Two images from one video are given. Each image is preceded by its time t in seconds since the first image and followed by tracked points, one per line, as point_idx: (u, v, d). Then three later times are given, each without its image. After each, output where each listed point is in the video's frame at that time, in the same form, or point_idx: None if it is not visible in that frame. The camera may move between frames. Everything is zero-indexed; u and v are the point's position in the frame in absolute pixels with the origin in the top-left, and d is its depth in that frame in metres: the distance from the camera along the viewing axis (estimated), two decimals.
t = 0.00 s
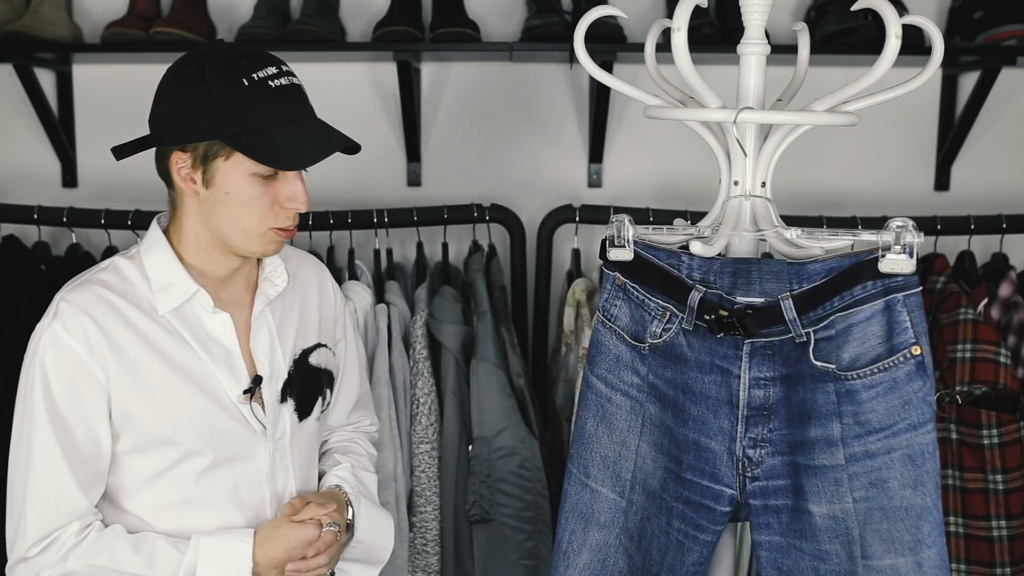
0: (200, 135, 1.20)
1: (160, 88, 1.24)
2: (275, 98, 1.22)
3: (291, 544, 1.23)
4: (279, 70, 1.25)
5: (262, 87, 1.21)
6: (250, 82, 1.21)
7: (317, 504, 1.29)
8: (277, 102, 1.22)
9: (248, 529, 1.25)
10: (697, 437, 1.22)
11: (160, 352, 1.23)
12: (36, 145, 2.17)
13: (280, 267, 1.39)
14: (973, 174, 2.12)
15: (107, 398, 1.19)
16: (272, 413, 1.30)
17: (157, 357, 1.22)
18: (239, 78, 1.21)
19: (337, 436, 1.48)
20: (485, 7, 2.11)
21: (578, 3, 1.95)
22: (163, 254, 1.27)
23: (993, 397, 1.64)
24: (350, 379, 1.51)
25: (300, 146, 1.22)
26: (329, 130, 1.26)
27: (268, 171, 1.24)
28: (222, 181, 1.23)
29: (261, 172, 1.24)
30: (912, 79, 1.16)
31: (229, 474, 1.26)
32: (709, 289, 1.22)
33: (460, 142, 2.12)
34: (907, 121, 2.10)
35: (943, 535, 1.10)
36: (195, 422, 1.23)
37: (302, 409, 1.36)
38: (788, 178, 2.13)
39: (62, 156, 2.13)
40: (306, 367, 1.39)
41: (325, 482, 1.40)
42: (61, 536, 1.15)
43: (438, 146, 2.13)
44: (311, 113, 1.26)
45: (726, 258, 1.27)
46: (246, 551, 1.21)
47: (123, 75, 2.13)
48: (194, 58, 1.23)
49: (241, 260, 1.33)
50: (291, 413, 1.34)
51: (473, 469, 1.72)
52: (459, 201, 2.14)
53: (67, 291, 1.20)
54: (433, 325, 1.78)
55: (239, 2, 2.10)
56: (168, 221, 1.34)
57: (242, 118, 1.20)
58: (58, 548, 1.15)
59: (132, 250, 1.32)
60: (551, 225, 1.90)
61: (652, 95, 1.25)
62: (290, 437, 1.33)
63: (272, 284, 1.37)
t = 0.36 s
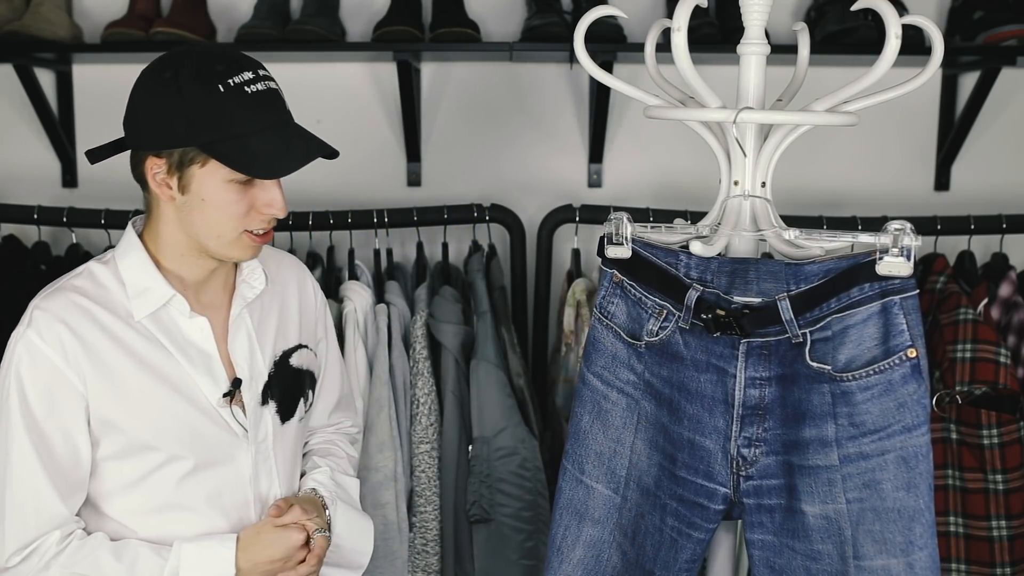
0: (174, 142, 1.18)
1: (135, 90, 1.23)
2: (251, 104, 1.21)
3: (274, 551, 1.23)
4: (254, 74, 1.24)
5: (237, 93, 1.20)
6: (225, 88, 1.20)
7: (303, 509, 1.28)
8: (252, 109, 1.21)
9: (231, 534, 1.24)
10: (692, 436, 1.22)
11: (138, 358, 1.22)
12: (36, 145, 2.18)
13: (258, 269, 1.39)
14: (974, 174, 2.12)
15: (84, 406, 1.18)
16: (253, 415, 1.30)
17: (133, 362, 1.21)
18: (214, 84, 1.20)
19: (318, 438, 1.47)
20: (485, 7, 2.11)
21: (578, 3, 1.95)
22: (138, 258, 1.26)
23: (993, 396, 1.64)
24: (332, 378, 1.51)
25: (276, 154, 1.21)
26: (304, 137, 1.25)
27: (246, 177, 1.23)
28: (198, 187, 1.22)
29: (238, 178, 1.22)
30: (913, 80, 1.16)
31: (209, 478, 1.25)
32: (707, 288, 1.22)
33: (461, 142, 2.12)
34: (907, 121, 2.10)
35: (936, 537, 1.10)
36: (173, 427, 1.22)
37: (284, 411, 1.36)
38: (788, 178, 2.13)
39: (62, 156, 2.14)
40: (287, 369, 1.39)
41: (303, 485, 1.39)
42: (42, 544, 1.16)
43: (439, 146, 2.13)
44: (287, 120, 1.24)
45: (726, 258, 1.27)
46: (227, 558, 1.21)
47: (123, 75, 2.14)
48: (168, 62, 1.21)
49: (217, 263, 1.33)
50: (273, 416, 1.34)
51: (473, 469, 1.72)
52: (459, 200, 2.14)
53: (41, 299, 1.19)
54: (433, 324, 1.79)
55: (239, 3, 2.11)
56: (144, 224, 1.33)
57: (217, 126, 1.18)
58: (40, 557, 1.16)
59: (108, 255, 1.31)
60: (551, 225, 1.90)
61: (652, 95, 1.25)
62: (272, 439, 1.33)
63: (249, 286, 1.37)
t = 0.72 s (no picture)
0: (161, 139, 1.19)
1: (119, 91, 1.23)
2: (237, 101, 1.22)
3: (263, 555, 1.22)
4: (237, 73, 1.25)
5: (224, 90, 1.21)
6: (211, 86, 1.21)
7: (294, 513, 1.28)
8: (238, 106, 1.22)
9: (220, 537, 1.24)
10: (688, 435, 1.22)
11: (124, 360, 1.22)
12: (36, 145, 2.19)
13: (242, 268, 1.39)
14: (974, 174, 2.11)
15: (70, 409, 1.17)
16: (240, 414, 1.29)
17: (118, 363, 1.21)
18: (200, 82, 1.21)
19: (305, 439, 1.48)
20: (485, 7, 2.12)
21: (578, 3, 1.95)
22: (122, 260, 1.26)
23: (994, 396, 1.64)
24: (317, 378, 1.51)
25: (263, 149, 1.22)
26: (290, 133, 1.26)
27: (233, 174, 1.23)
28: (186, 185, 1.22)
29: (226, 175, 1.23)
30: (913, 79, 1.15)
31: (198, 478, 1.25)
32: (705, 288, 1.21)
33: (462, 142, 2.13)
34: (907, 120, 2.10)
35: (932, 539, 1.10)
36: (160, 428, 1.22)
37: (271, 410, 1.36)
38: (788, 178, 2.13)
39: (62, 156, 2.14)
40: (274, 367, 1.38)
41: (295, 483, 1.39)
42: (30, 549, 1.14)
43: (439, 146, 2.13)
44: (272, 117, 1.26)
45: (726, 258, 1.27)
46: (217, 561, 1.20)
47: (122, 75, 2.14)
48: (152, 62, 1.22)
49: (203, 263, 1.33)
50: (260, 414, 1.34)
51: (473, 469, 1.72)
52: (459, 200, 2.14)
53: (24, 303, 1.19)
54: (432, 323, 1.79)
55: (239, 3, 2.11)
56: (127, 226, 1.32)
57: (204, 122, 1.19)
58: (29, 563, 1.13)
59: (91, 258, 1.30)
60: (551, 225, 1.90)
61: (652, 95, 1.25)
62: (261, 438, 1.33)
63: (235, 285, 1.37)
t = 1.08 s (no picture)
0: (161, 134, 1.19)
1: (116, 90, 1.23)
2: (234, 94, 1.22)
3: (260, 553, 1.22)
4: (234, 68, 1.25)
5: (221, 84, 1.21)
6: (208, 80, 1.21)
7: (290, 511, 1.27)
8: (235, 98, 1.22)
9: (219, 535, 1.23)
10: (692, 437, 1.22)
11: (121, 358, 1.21)
12: (36, 145, 2.18)
13: (239, 268, 1.38)
14: (974, 174, 2.12)
15: (68, 407, 1.17)
16: (238, 412, 1.29)
17: (115, 361, 1.20)
18: (197, 77, 1.21)
19: (300, 439, 1.47)
20: (485, 7, 2.11)
21: (578, 3, 1.95)
22: (119, 259, 1.25)
23: (993, 396, 1.64)
24: (312, 379, 1.50)
25: (262, 141, 1.22)
26: (287, 125, 1.26)
27: (232, 167, 1.23)
28: (185, 178, 1.22)
29: (225, 168, 1.23)
30: (912, 79, 1.16)
31: (196, 477, 1.24)
32: (707, 289, 1.21)
33: (461, 141, 2.12)
34: (907, 120, 2.10)
35: (936, 538, 1.10)
36: (157, 426, 1.21)
37: (269, 409, 1.35)
38: (787, 178, 2.13)
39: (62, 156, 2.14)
40: (270, 367, 1.38)
41: (290, 483, 1.39)
42: (29, 546, 1.14)
43: (439, 146, 2.13)
44: (270, 110, 1.26)
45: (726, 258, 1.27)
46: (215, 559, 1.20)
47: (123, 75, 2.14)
48: (149, 59, 1.22)
49: (200, 261, 1.32)
50: (257, 412, 1.33)
51: (473, 469, 1.72)
52: (459, 200, 2.14)
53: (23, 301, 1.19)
54: (431, 323, 1.79)
55: (239, 2, 2.11)
56: (125, 227, 1.32)
57: (203, 116, 1.19)
58: (27, 560, 1.14)
59: (88, 258, 1.29)
60: (551, 225, 1.90)
61: (652, 95, 1.25)
62: (257, 436, 1.32)
63: (231, 285, 1.36)
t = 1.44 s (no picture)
0: (181, 124, 1.21)
1: (139, 84, 1.25)
2: (254, 88, 1.24)
3: (270, 551, 1.22)
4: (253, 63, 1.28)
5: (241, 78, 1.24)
6: (229, 73, 1.24)
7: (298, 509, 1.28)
8: (255, 92, 1.24)
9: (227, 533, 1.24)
10: (695, 437, 1.22)
11: (135, 353, 1.23)
12: (36, 145, 2.18)
13: (254, 268, 1.39)
14: (973, 174, 2.12)
15: (82, 401, 1.19)
16: (248, 411, 1.30)
17: (129, 356, 1.22)
18: (218, 70, 1.24)
19: (312, 440, 1.47)
20: (485, 7, 2.11)
21: (578, 3, 1.95)
22: (135, 256, 1.27)
23: (993, 396, 1.64)
24: (325, 381, 1.51)
25: (280, 133, 1.24)
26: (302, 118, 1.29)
27: (249, 160, 1.26)
28: (203, 170, 1.24)
29: (243, 161, 1.25)
30: (912, 79, 1.16)
31: (206, 474, 1.25)
32: (709, 289, 1.22)
33: (461, 141, 2.12)
34: (907, 120, 2.10)
35: (942, 536, 1.10)
36: (170, 422, 1.23)
37: (280, 409, 1.36)
38: (788, 178, 2.13)
39: (62, 156, 2.13)
40: (282, 367, 1.38)
41: (301, 482, 1.40)
42: (39, 539, 1.16)
43: (438, 146, 2.13)
44: (287, 104, 1.28)
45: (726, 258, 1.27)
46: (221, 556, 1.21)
47: (123, 75, 2.13)
48: (171, 54, 1.25)
49: (215, 257, 1.34)
50: (269, 411, 1.34)
51: (473, 469, 1.72)
52: (459, 200, 2.14)
53: (39, 296, 1.21)
54: (432, 324, 1.78)
55: (239, 2, 2.10)
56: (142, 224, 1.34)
57: (223, 107, 1.22)
58: (37, 552, 1.16)
59: (106, 254, 1.32)
60: (551, 225, 1.90)
61: (652, 95, 1.25)
62: (268, 434, 1.33)
63: (246, 284, 1.37)
